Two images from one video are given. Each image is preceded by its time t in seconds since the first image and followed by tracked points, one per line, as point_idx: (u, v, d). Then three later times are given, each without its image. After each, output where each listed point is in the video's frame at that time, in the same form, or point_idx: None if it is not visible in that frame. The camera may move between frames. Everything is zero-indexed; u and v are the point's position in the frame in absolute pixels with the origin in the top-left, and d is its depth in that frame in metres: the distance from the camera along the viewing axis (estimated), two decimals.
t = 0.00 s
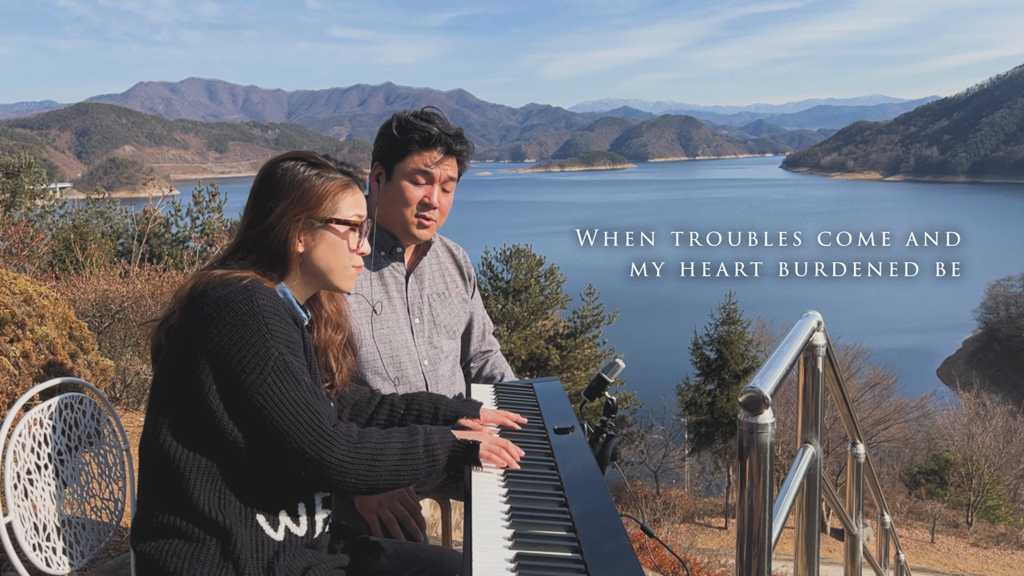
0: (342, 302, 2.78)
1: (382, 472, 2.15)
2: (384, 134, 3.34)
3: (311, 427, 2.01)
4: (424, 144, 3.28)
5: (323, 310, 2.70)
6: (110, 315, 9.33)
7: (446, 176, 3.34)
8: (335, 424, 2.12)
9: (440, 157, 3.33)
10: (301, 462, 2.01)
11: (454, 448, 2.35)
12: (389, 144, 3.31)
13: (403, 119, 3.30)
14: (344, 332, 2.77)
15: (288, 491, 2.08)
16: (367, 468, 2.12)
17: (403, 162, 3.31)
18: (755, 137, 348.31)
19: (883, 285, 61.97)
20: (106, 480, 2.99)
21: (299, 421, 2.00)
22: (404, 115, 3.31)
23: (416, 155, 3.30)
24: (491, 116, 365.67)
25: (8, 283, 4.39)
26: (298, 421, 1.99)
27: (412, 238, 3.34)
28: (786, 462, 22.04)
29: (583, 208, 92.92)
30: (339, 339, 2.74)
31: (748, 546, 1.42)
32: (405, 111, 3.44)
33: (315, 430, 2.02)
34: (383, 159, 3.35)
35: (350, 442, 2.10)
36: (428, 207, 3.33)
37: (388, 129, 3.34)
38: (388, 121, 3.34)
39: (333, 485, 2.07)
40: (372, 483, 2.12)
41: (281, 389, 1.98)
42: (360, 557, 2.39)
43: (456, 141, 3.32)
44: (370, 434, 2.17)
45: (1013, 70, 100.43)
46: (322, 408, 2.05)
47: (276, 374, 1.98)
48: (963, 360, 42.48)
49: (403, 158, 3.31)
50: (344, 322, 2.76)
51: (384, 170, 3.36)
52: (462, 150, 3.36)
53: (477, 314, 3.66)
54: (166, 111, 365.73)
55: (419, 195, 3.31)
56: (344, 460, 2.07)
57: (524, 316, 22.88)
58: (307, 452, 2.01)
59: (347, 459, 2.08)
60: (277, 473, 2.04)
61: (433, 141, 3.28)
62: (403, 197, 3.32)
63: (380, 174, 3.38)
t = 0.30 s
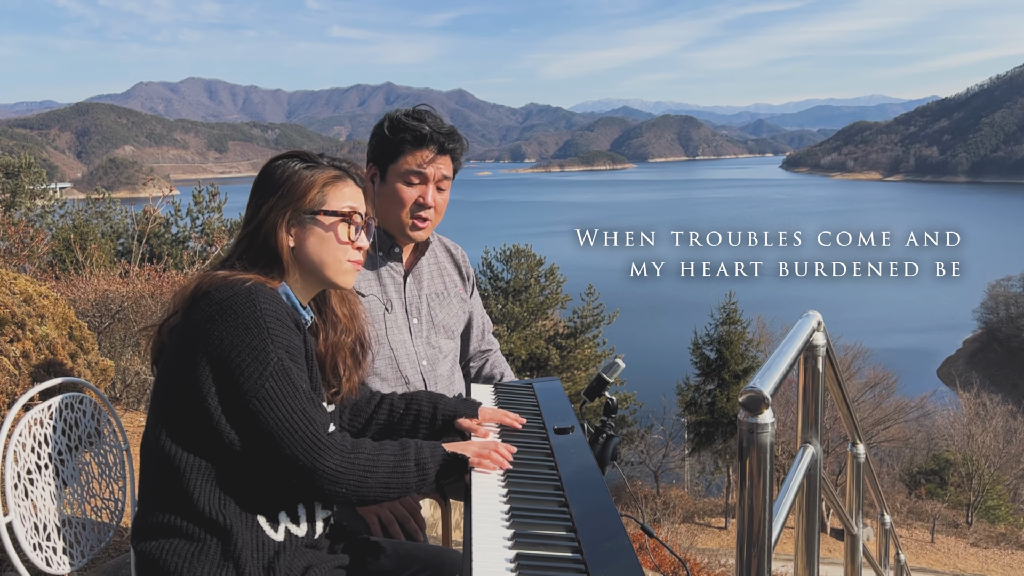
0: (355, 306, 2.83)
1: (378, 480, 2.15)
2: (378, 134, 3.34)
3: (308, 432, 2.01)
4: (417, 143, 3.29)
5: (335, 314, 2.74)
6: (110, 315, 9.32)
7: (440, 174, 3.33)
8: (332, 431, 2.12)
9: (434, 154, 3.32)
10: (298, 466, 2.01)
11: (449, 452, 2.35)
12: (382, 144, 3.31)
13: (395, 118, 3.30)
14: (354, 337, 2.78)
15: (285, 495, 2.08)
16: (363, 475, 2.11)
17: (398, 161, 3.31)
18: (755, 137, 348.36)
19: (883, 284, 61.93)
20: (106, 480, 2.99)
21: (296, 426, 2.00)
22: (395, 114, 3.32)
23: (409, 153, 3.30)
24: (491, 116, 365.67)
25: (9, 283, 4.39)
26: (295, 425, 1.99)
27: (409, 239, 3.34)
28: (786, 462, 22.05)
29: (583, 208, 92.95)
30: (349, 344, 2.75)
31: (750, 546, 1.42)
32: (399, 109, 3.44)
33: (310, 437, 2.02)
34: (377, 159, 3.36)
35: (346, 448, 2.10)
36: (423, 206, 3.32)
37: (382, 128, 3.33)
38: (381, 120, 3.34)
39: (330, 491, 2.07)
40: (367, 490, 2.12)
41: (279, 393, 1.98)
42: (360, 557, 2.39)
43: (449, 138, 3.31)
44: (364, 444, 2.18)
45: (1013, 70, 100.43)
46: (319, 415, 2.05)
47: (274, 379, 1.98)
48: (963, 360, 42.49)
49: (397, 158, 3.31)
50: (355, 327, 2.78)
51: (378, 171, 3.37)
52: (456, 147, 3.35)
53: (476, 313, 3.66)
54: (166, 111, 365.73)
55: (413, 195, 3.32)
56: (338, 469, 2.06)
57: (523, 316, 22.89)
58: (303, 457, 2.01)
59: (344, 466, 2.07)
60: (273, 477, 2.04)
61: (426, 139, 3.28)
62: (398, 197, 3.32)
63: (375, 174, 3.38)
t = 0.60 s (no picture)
0: (344, 296, 2.84)
1: (382, 477, 2.15)
2: (372, 132, 3.35)
3: (314, 426, 2.01)
4: (410, 141, 3.29)
5: (326, 304, 2.74)
6: (110, 315, 9.32)
7: (435, 171, 3.33)
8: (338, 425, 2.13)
9: (427, 152, 3.32)
10: (302, 463, 2.01)
11: (454, 452, 2.34)
12: (377, 144, 3.32)
13: (387, 116, 3.31)
14: (346, 326, 2.80)
15: (288, 494, 2.08)
16: (369, 472, 2.11)
17: (392, 159, 3.32)
18: (755, 137, 348.45)
19: (884, 284, 61.89)
20: (106, 479, 2.99)
21: (302, 419, 2.00)
22: (390, 114, 3.33)
23: (403, 153, 3.31)
24: (491, 116, 365.66)
25: (8, 282, 4.39)
26: (300, 419, 2.00)
27: (406, 239, 3.34)
28: (787, 463, 22.04)
29: (583, 208, 92.93)
30: (342, 332, 2.77)
31: (750, 547, 1.41)
32: (393, 109, 3.45)
33: (315, 434, 2.02)
34: (371, 159, 3.36)
35: (353, 443, 2.10)
36: (418, 204, 3.33)
37: (376, 126, 3.34)
38: (376, 119, 3.35)
39: (333, 488, 2.06)
40: (372, 489, 2.12)
41: (284, 386, 1.98)
42: (361, 558, 2.38)
43: (444, 136, 3.32)
44: (369, 440, 2.17)
45: (1013, 70, 100.36)
46: (322, 410, 2.05)
47: (279, 370, 1.98)
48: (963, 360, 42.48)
49: (392, 154, 3.31)
50: (346, 316, 2.79)
51: (373, 170, 3.37)
52: (450, 143, 3.35)
53: (476, 313, 3.66)
54: (166, 112, 365.75)
55: (409, 193, 3.32)
56: (344, 463, 2.07)
57: (524, 316, 22.89)
58: (308, 451, 2.00)
59: (351, 459, 2.08)
60: (275, 476, 2.04)
61: (418, 137, 3.28)
62: (394, 196, 3.33)
63: (371, 174, 3.40)
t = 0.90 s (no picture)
0: (335, 292, 2.83)
1: (379, 474, 2.14)
2: (369, 133, 3.36)
3: (309, 427, 2.00)
4: (407, 140, 3.29)
5: (318, 298, 2.72)
6: (110, 315, 9.33)
7: (432, 170, 3.33)
8: (334, 423, 2.12)
9: (425, 150, 3.32)
10: (300, 463, 2.00)
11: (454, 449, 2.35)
12: (373, 143, 3.33)
13: (383, 117, 3.31)
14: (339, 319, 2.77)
15: (286, 493, 2.06)
16: (367, 467, 2.11)
17: (390, 158, 3.32)
18: (755, 137, 348.46)
19: (884, 284, 61.90)
20: (106, 480, 2.99)
21: (296, 421, 1.99)
22: (385, 113, 3.34)
23: (400, 151, 3.31)
24: (491, 116, 365.67)
25: (8, 283, 4.40)
26: (295, 421, 1.98)
27: (404, 238, 3.33)
28: (787, 463, 22.04)
29: (583, 208, 92.93)
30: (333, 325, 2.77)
31: (749, 546, 1.42)
32: (389, 108, 3.45)
33: (312, 434, 2.01)
34: (370, 159, 3.36)
35: (350, 441, 2.10)
36: (418, 203, 3.33)
37: (371, 127, 3.35)
38: (371, 120, 3.35)
39: (332, 485, 2.05)
40: (371, 483, 2.12)
41: (277, 388, 1.97)
42: (361, 558, 2.38)
43: (440, 134, 3.32)
44: (367, 438, 2.17)
45: (1014, 70, 100.34)
46: (317, 410, 2.04)
47: (270, 374, 1.97)
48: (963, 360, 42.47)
49: (387, 154, 3.32)
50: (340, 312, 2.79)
51: (373, 170, 3.37)
52: (447, 141, 3.35)
53: (476, 313, 3.65)
54: (166, 112, 365.74)
55: (407, 191, 3.32)
56: (342, 463, 2.06)
57: (523, 316, 22.88)
58: (305, 452, 1.99)
59: (348, 459, 2.07)
60: (272, 478, 2.03)
61: (416, 135, 3.28)
62: (392, 195, 3.33)
63: (369, 174, 3.40)
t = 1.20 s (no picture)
0: (330, 291, 2.84)
1: (377, 475, 2.14)
2: (368, 132, 3.36)
3: (305, 431, 2.01)
4: (405, 140, 3.29)
5: (315, 300, 2.73)
6: (110, 315, 9.33)
7: (431, 168, 3.32)
8: (329, 425, 2.12)
9: (423, 149, 3.32)
10: (295, 468, 2.00)
11: (451, 449, 2.35)
12: (371, 144, 3.33)
13: (381, 117, 3.31)
14: (333, 318, 2.79)
15: (284, 494, 2.06)
16: (364, 469, 2.11)
17: (388, 158, 3.32)
18: (755, 137, 348.50)
19: (884, 283, 61.88)
20: (106, 480, 2.99)
21: (291, 426, 1.99)
22: (381, 114, 3.33)
23: (399, 151, 3.32)
24: (491, 116, 365.67)
25: (8, 283, 4.39)
26: (290, 426, 1.99)
27: (404, 238, 3.33)
28: (786, 463, 22.05)
29: (583, 208, 92.91)
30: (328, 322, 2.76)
31: (749, 547, 1.41)
32: (387, 107, 3.46)
33: (309, 434, 2.02)
34: (369, 159, 3.37)
35: (346, 444, 2.10)
36: (418, 203, 3.33)
37: (369, 127, 3.35)
38: (366, 122, 3.35)
39: (328, 488, 2.05)
40: (368, 485, 2.12)
41: (271, 393, 1.97)
42: (360, 558, 2.38)
43: (439, 133, 3.31)
44: (364, 437, 2.17)
45: (1014, 70, 100.27)
46: (313, 412, 2.04)
47: (264, 379, 1.97)
48: (963, 360, 42.46)
49: (385, 153, 3.32)
50: (336, 310, 2.80)
51: (371, 171, 3.38)
52: (445, 140, 3.35)
53: (476, 313, 3.66)
54: (166, 112, 365.73)
55: (406, 192, 3.32)
56: (339, 463, 2.06)
57: (523, 317, 22.87)
58: (300, 457, 1.99)
59: (344, 461, 2.07)
60: (269, 481, 2.03)
61: (413, 135, 3.28)
62: (391, 195, 3.33)
63: (367, 175, 3.39)
